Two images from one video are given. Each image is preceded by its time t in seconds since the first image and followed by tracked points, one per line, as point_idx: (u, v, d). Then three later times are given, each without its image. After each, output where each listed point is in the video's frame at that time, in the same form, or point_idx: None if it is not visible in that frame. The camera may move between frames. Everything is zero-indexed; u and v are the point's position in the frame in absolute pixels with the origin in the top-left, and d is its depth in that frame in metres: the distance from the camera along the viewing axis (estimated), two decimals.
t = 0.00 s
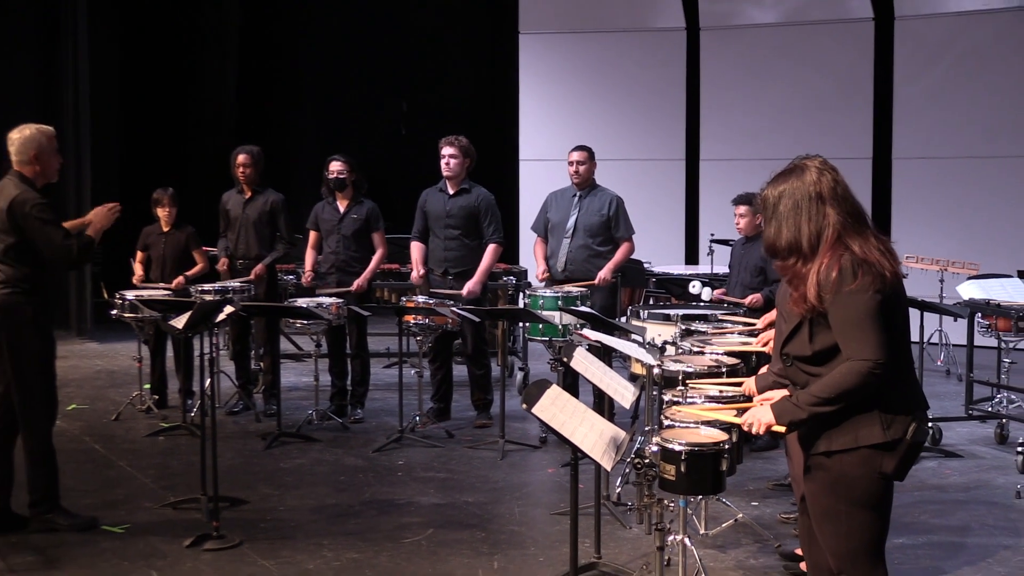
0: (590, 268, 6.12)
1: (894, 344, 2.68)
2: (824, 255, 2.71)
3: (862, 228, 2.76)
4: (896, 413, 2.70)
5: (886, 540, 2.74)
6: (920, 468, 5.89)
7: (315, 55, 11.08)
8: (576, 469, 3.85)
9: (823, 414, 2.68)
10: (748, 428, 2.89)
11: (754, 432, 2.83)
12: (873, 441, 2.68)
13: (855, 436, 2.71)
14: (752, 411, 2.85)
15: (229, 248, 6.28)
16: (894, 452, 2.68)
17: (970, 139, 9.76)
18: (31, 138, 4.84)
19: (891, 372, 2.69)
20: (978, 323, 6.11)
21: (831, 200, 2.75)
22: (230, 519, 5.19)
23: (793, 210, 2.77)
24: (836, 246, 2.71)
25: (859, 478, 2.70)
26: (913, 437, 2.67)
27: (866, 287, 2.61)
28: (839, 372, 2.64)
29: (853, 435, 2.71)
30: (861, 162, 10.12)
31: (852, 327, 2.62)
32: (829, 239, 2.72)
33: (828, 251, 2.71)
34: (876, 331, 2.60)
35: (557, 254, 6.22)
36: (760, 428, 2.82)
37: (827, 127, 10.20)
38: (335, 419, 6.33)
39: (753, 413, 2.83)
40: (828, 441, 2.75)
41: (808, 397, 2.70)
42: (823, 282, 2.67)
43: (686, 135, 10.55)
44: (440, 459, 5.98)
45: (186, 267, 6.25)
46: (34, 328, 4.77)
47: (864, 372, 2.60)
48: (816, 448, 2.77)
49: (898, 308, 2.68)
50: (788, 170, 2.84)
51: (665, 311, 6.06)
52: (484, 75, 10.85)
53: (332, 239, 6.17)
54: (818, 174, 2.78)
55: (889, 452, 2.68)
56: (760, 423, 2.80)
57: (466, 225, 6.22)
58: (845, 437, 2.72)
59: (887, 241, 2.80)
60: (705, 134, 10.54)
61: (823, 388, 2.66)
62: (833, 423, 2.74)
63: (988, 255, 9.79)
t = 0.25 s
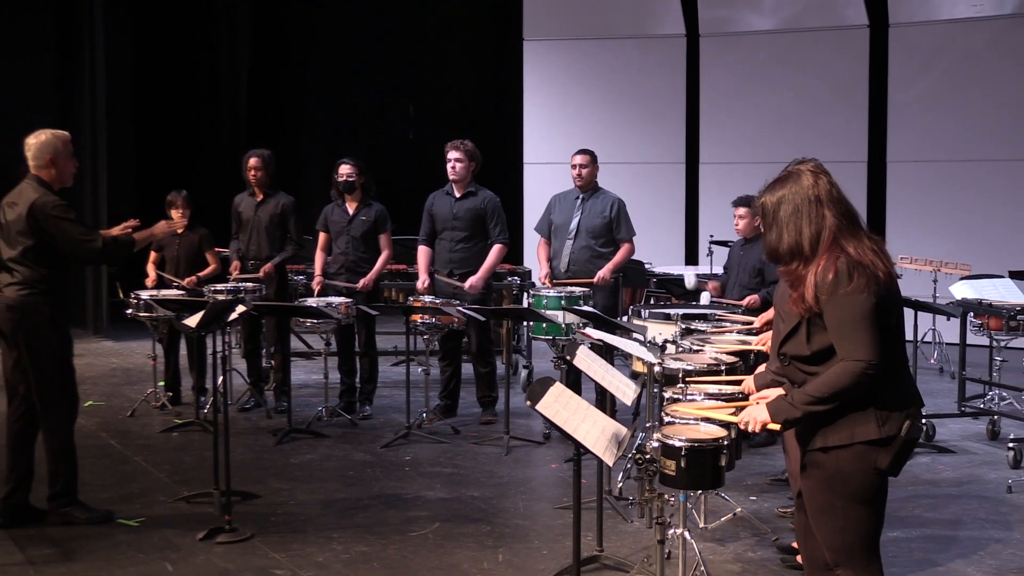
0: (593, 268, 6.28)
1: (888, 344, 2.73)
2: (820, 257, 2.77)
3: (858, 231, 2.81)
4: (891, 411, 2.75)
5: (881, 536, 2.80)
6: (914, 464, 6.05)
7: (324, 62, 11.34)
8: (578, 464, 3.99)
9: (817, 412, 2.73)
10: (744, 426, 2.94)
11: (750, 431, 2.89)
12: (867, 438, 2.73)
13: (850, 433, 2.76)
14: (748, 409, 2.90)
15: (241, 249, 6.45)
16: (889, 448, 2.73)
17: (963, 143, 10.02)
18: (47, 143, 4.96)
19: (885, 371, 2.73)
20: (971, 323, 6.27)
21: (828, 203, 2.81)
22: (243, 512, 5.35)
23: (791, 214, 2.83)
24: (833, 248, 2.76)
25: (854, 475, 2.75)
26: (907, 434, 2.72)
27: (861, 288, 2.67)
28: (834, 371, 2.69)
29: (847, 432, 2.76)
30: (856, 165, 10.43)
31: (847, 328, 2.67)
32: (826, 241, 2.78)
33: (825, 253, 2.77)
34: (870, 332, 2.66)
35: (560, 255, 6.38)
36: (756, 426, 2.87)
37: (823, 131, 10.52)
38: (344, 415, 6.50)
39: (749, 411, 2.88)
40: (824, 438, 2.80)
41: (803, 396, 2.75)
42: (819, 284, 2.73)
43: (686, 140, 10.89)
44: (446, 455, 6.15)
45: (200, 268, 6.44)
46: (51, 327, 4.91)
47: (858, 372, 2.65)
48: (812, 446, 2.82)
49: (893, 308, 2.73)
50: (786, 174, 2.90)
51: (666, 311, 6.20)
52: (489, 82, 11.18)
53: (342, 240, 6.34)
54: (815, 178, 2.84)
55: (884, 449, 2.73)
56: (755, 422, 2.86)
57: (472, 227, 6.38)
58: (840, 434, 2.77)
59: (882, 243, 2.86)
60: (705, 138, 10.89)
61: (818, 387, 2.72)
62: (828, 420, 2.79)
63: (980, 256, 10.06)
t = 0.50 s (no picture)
0: (596, 269, 6.45)
1: (885, 343, 2.85)
2: (820, 255, 2.88)
3: (856, 230, 2.93)
4: (888, 408, 2.87)
5: (877, 528, 2.92)
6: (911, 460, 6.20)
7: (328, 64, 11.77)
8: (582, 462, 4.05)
9: (817, 409, 2.84)
10: (746, 422, 3.06)
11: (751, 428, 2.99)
12: (865, 434, 2.85)
13: (848, 429, 2.88)
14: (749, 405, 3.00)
15: (253, 249, 6.62)
16: (886, 444, 2.85)
17: (959, 148, 10.30)
18: (65, 152, 5.12)
19: (882, 369, 2.85)
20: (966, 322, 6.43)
21: (828, 204, 2.92)
22: (256, 506, 5.51)
23: (793, 213, 2.94)
24: (832, 247, 2.88)
25: (852, 470, 2.87)
26: (903, 430, 2.85)
27: (859, 287, 2.77)
28: (832, 368, 2.80)
29: (846, 428, 2.88)
30: (854, 168, 10.70)
31: (845, 326, 2.78)
32: (826, 240, 2.89)
33: (824, 252, 2.88)
34: (867, 330, 2.77)
35: (564, 255, 6.55)
36: (756, 421, 2.97)
37: (823, 135, 10.77)
38: (355, 412, 6.68)
39: (750, 408, 2.98)
40: (823, 434, 2.92)
41: (802, 392, 2.86)
42: (819, 282, 2.84)
43: (688, 143, 11.16)
44: (454, 450, 6.32)
45: (214, 268, 6.64)
46: (74, 327, 5.06)
47: (856, 369, 2.76)
48: (811, 441, 2.94)
49: (889, 307, 2.85)
50: (788, 174, 3.01)
51: (667, 310, 6.34)
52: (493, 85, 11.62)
53: (352, 241, 6.52)
54: (816, 179, 2.95)
55: (881, 445, 2.85)
56: (756, 417, 2.96)
57: (479, 228, 6.54)
58: (839, 430, 2.89)
59: (878, 243, 2.97)
60: (706, 142, 11.17)
61: (817, 384, 2.82)
62: (827, 417, 2.91)
63: (976, 256, 10.27)
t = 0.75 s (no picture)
0: (601, 269, 6.62)
1: (883, 340, 2.89)
2: (820, 255, 2.90)
3: (857, 231, 2.95)
4: (885, 404, 2.91)
5: (873, 523, 2.96)
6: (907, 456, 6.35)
7: (329, 64, 12.32)
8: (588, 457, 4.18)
9: (817, 405, 2.87)
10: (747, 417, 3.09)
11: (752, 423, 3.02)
12: (863, 429, 2.89)
13: (847, 424, 2.91)
14: (748, 401, 3.03)
15: (266, 250, 6.79)
16: (882, 440, 2.89)
17: (955, 151, 10.50)
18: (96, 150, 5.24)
19: (880, 366, 2.89)
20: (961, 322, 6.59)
21: (831, 205, 2.93)
22: (270, 500, 5.67)
23: (795, 212, 2.95)
24: (832, 248, 2.90)
25: (850, 464, 2.90)
26: (900, 426, 2.89)
27: (858, 289, 2.80)
28: (832, 365, 2.83)
29: (845, 423, 2.91)
30: (852, 171, 10.93)
31: (843, 325, 2.81)
32: (826, 240, 2.91)
33: (824, 253, 2.90)
34: (866, 328, 2.79)
35: (569, 256, 6.72)
36: (757, 417, 3.00)
37: (823, 139, 11.00)
38: (365, 409, 6.86)
39: (750, 403, 3.01)
40: (822, 429, 2.95)
41: (802, 388, 2.89)
42: (818, 282, 2.86)
43: (690, 147, 11.41)
44: (462, 446, 6.48)
45: (228, 268, 6.83)
46: (100, 313, 5.23)
47: (855, 366, 2.79)
48: (810, 436, 2.97)
49: (887, 308, 2.88)
50: (792, 173, 3.01)
51: (670, 310, 6.49)
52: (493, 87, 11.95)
53: (363, 243, 6.70)
54: (821, 179, 2.95)
55: (878, 440, 2.89)
56: (757, 412, 2.98)
57: (487, 230, 6.71)
58: (837, 426, 2.92)
59: (878, 244, 2.99)
60: (708, 146, 11.41)
61: (816, 380, 2.85)
62: (826, 413, 2.94)
63: (972, 257, 10.48)
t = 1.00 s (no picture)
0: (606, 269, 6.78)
1: (879, 341, 2.99)
2: (819, 258, 3.00)
3: (854, 233, 3.05)
4: (882, 403, 3.01)
5: (872, 517, 3.07)
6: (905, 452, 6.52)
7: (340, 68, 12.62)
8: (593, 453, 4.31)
9: (816, 404, 2.97)
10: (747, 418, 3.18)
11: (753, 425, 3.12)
12: (861, 428, 2.99)
13: (845, 423, 3.01)
14: (749, 404, 3.12)
15: (279, 251, 6.95)
16: (880, 437, 2.99)
17: (953, 155, 10.70)
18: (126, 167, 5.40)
19: (876, 366, 2.99)
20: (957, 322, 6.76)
21: (828, 208, 3.03)
22: (283, 494, 5.83)
23: (793, 215, 3.05)
24: (831, 250, 3.00)
25: (849, 462, 3.00)
26: (897, 424, 2.99)
27: (856, 290, 2.91)
28: (829, 366, 2.93)
29: (843, 422, 3.01)
30: (852, 173, 11.13)
31: (841, 326, 2.92)
32: (825, 243, 3.01)
33: (823, 255, 3.00)
34: (862, 330, 2.90)
35: (575, 257, 6.89)
36: (758, 419, 3.09)
37: (823, 142, 11.20)
38: (376, 406, 7.06)
39: (750, 406, 3.11)
40: (821, 428, 3.05)
41: (800, 389, 2.99)
42: (817, 284, 2.97)
43: (692, 150, 11.63)
44: (470, 442, 6.66)
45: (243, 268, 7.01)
46: (113, 323, 5.31)
47: (851, 367, 2.89)
48: (810, 435, 3.07)
49: (884, 308, 2.98)
50: (790, 178, 3.12)
51: (674, 310, 6.64)
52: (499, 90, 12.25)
53: (374, 243, 6.85)
54: (818, 184, 3.06)
55: (876, 438, 2.99)
56: (758, 414, 3.08)
57: (495, 231, 6.89)
58: (836, 425, 3.02)
59: (875, 245, 3.10)
60: (710, 149, 11.63)
61: (815, 381, 2.96)
62: (825, 412, 3.04)
63: (970, 258, 10.68)
